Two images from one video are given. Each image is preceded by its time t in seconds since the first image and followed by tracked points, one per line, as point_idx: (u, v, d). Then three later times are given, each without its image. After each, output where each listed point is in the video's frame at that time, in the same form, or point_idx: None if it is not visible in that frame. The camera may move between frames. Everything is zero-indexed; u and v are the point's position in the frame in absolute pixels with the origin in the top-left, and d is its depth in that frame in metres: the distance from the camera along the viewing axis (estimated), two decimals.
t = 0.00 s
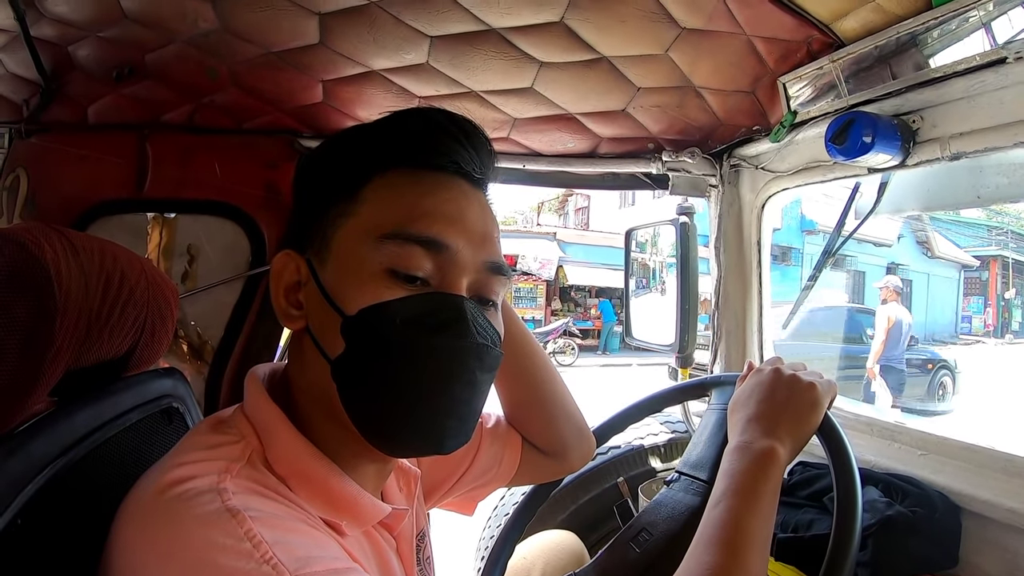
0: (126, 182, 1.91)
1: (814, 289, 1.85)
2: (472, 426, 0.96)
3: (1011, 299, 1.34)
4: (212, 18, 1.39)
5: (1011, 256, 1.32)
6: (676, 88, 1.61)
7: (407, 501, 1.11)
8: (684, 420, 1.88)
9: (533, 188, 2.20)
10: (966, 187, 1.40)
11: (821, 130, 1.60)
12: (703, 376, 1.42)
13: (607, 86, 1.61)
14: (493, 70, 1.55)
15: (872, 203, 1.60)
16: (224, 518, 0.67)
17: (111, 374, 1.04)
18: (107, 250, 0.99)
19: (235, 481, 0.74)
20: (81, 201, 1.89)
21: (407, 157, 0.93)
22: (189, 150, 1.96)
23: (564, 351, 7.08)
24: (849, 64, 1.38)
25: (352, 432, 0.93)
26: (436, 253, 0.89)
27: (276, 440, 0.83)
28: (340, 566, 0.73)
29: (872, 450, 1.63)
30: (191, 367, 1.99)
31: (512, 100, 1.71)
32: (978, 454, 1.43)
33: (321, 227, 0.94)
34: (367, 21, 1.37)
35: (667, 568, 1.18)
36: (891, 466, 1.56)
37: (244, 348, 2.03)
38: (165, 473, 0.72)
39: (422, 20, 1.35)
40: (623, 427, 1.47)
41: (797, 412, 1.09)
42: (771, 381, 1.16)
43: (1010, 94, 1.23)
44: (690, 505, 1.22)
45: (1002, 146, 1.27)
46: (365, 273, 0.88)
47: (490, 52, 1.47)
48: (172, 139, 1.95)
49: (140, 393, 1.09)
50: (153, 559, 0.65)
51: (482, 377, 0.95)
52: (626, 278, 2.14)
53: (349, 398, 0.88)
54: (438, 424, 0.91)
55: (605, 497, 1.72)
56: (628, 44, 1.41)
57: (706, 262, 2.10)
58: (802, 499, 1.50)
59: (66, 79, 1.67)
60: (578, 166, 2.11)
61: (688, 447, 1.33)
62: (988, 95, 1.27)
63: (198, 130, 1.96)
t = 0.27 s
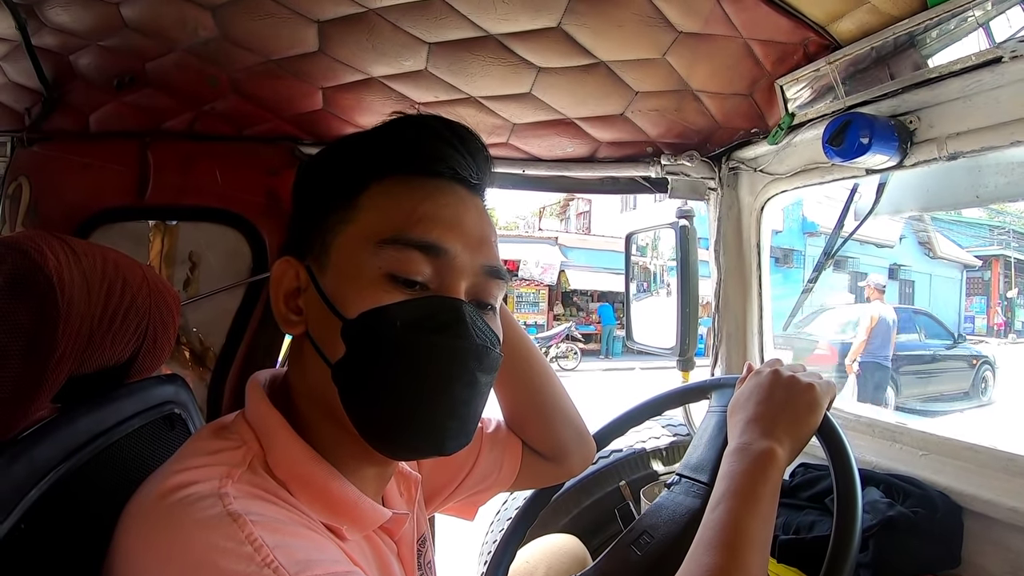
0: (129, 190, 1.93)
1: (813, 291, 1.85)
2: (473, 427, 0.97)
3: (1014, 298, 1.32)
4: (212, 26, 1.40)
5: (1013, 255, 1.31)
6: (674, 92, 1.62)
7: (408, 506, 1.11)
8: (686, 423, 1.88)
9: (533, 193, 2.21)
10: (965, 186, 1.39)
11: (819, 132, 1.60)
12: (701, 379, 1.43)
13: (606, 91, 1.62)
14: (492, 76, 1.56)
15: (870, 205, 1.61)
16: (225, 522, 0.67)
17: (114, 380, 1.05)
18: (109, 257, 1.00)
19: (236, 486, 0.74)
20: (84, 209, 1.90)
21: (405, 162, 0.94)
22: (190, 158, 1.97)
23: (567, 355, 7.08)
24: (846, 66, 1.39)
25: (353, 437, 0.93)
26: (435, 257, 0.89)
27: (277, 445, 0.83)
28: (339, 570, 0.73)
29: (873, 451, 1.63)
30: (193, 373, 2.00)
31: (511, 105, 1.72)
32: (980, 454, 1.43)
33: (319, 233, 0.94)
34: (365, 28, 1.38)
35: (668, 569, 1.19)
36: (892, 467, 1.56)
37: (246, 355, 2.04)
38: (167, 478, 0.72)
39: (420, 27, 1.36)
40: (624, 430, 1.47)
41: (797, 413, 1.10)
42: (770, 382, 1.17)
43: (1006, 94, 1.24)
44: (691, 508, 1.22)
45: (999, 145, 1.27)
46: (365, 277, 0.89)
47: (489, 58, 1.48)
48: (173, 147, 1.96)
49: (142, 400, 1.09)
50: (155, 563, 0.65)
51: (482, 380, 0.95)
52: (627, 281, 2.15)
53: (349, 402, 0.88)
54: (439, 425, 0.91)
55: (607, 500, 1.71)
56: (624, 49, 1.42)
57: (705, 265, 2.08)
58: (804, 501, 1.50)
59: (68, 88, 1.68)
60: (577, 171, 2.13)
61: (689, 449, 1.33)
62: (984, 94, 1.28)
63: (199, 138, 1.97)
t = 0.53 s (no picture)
0: (130, 194, 1.93)
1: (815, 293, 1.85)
2: (472, 428, 0.95)
3: (1016, 298, 1.32)
4: (213, 31, 1.41)
5: (1015, 255, 1.31)
6: (675, 94, 1.62)
7: (410, 511, 1.10)
8: (689, 425, 1.88)
9: (535, 196, 2.21)
10: (966, 186, 1.39)
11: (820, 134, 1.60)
12: (704, 381, 1.43)
13: (607, 94, 1.62)
14: (493, 79, 1.56)
15: (872, 206, 1.60)
16: (229, 526, 0.67)
17: (117, 384, 1.05)
18: (112, 262, 1.00)
19: (239, 490, 0.74)
20: (85, 214, 1.90)
21: (398, 163, 0.94)
22: (191, 163, 1.97)
23: (569, 358, 7.08)
24: (846, 67, 1.39)
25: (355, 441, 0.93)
26: (429, 255, 0.89)
27: (281, 449, 0.83)
28: (342, 573, 0.72)
29: (876, 452, 1.63)
30: (196, 378, 2.00)
31: (512, 108, 1.72)
32: (984, 454, 1.43)
33: (319, 237, 0.94)
34: (366, 32, 1.38)
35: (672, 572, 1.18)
36: (894, 468, 1.55)
37: (249, 359, 2.04)
38: (170, 483, 0.72)
39: (421, 31, 1.36)
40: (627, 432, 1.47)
41: (800, 414, 1.09)
42: (773, 384, 1.16)
43: (1006, 94, 1.24)
44: (695, 510, 1.21)
45: (1000, 145, 1.27)
46: (359, 278, 0.89)
47: (490, 62, 1.48)
48: (174, 152, 1.96)
49: (144, 404, 1.09)
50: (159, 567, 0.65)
51: (478, 379, 0.94)
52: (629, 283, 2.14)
53: (345, 403, 0.88)
54: (435, 425, 0.90)
55: (610, 503, 1.70)
56: (625, 52, 1.42)
57: (706, 267, 2.06)
58: (807, 502, 1.49)
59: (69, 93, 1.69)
60: (578, 174, 2.12)
61: (692, 451, 1.33)
62: (985, 94, 1.28)
63: (200, 143, 1.97)
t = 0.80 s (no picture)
0: (131, 197, 1.93)
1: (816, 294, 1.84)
2: (461, 424, 0.94)
3: (1017, 298, 1.32)
4: (213, 34, 1.41)
5: (1016, 255, 1.31)
6: (676, 95, 1.62)
7: (412, 513, 1.10)
8: (691, 427, 1.87)
9: (536, 198, 2.21)
10: (968, 186, 1.39)
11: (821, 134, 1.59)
12: (705, 382, 1.42)
13: (608, 95, 1.62)
14: (493, 81, 1.56)
15: (874, 206, 1.60)
16: (230, 528, 0.67)
17: (117, 387, 1.05)
18: (112, 264, 1.00)
19: (241, 492, 0.74)
20: (86, 217, 1.91)
21: (381, 161, 0.94)
22: (192, 166, 1.97)
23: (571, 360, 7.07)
24: (847, 67, 1.38)
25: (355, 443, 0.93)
26: (410, 250, 0.89)
27: (282, 451, 0.83)
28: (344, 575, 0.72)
29: (879, 453, 1.62)
30: (197, 381, 1.99)
31: (513, 110, 1.72)
32: (986, 455, 1.42)
33: (312, 241, 0.93)
34: (366, 35, 1.38)
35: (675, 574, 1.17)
36: (897, 468, 1.55)
37: (250, 361, 2.03)
38: (171, 484, 0.72)
39: (421, 33, 1.36)
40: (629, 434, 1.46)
41: (801, 415, 1.09)
42: (775, 385, 1.16)
43: (1007, 93, 1.23)
44: (697, 512, 1.21)
45: (1001, 144, 1.27)
46: (343, 276, 0.89)
47: (491, 63, 1.48)
48: (175, 155, 1.96)
49: (145, 407, 1.09)
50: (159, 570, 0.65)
51: (464, 374, 0.93)
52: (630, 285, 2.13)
53: (330, 402, 0.87)
54: (421, 421, 0.89)
55: (612, 505, 1.71)
56: (625, 53, 1.41)
57: (709, 269, 2.07)
58: (810, 504, 1.49)
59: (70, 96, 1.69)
60: (580, 175, 2.12)
61: (694, 454, 1.33)
62: (986, 94, 1.27)
63: (201, 145, 1.97)
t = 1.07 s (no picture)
0: (135, 198, 1.93)
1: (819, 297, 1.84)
2: (472, 429, 0.94)
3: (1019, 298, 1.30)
4: (218, 36, 1.41)
5: (1018, 255, 1.30)
6: (680, 97, 1.62)
7: (419, 517, 1.10)
8: (695, 428, 1.88)
9: (540, 199, 2.22)
10: (972, 189, 1.38)
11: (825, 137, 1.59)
12: (711, 384, 1.42)
13: (612, 97, 1.62)
14: (498, 83, 1.56)
15: (878, 208, 1.59)
16: (240, 532, 0.67)
17: (122, 390, 1.05)
18: (118, 267, 1.00)
19: (250, 495, 0.74)
20: (90, 218, 1.91)
21: (393, 166, 0.94)
22: (196, 167, 1.97)
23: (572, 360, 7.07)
24: (851, 69, 1.39)
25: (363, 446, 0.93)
26: (423, 256, 0.89)
27: (290, 455, 0.83)
28: None
29: (882, 455, 1.62)
30: (201, 382, 2.00)
31: (518, 112, 1.72)
32: (990, 457, 1.42)
33: (322, 243, 0.93)
34: (371, 37, 1.38)
35: None
36: (900, 470, 1.55)
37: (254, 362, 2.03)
38: (181, 488, 0.72)
39: (426, 35, 1.36)
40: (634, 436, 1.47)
41: (807, 418, 1.09)
42: (781, 389, 1.16)
43: (1012, 96, 1.23)
44: (702, 514, 1.21)
45: (1005, 147, 1.27)
46: (355, 280, 0.89)
47: (496, 66, 1.49)
48: (179, 156, 1.96)
49: (150, 409, 1.09)
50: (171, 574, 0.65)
51: (476, 379, 0.93)
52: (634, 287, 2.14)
53: (342, 406, 0.87)
54: (433, 426, 0.89)
55: (616, 507, 1.72)
56: (629, 55, 1.42)
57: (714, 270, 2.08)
58: (814, 506, 1.49)
59: (75, 97, 1.69)
60: (584, 177, 2.12)
61: (699, 456, 1.33)
62: (991, 96, 1.26)
63: (205, 146, 1.97)
